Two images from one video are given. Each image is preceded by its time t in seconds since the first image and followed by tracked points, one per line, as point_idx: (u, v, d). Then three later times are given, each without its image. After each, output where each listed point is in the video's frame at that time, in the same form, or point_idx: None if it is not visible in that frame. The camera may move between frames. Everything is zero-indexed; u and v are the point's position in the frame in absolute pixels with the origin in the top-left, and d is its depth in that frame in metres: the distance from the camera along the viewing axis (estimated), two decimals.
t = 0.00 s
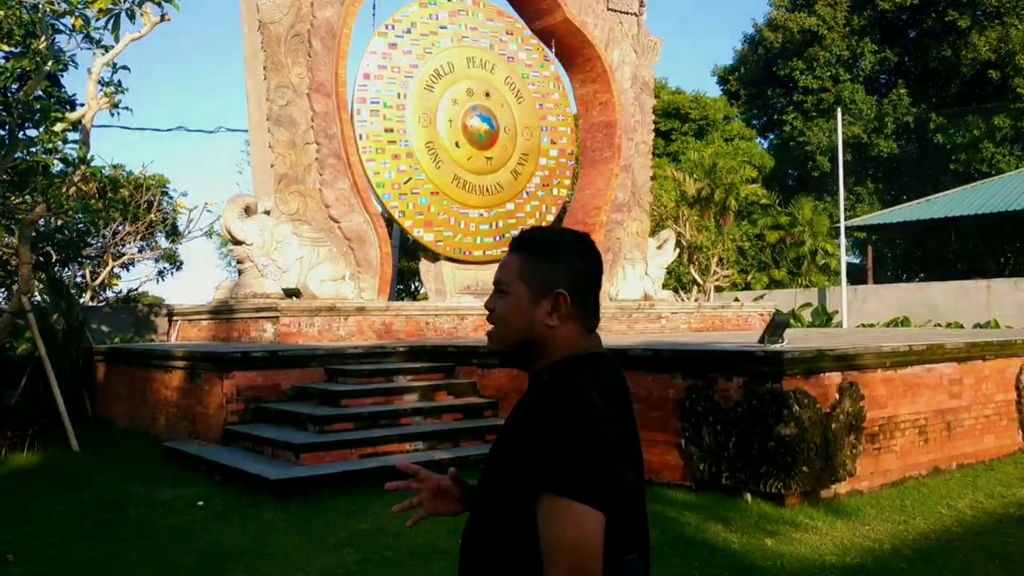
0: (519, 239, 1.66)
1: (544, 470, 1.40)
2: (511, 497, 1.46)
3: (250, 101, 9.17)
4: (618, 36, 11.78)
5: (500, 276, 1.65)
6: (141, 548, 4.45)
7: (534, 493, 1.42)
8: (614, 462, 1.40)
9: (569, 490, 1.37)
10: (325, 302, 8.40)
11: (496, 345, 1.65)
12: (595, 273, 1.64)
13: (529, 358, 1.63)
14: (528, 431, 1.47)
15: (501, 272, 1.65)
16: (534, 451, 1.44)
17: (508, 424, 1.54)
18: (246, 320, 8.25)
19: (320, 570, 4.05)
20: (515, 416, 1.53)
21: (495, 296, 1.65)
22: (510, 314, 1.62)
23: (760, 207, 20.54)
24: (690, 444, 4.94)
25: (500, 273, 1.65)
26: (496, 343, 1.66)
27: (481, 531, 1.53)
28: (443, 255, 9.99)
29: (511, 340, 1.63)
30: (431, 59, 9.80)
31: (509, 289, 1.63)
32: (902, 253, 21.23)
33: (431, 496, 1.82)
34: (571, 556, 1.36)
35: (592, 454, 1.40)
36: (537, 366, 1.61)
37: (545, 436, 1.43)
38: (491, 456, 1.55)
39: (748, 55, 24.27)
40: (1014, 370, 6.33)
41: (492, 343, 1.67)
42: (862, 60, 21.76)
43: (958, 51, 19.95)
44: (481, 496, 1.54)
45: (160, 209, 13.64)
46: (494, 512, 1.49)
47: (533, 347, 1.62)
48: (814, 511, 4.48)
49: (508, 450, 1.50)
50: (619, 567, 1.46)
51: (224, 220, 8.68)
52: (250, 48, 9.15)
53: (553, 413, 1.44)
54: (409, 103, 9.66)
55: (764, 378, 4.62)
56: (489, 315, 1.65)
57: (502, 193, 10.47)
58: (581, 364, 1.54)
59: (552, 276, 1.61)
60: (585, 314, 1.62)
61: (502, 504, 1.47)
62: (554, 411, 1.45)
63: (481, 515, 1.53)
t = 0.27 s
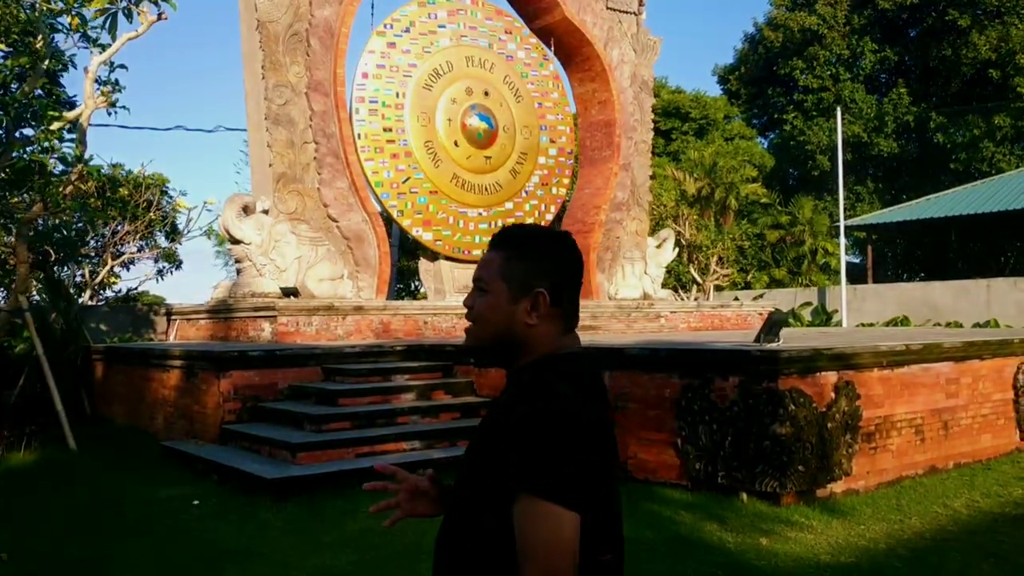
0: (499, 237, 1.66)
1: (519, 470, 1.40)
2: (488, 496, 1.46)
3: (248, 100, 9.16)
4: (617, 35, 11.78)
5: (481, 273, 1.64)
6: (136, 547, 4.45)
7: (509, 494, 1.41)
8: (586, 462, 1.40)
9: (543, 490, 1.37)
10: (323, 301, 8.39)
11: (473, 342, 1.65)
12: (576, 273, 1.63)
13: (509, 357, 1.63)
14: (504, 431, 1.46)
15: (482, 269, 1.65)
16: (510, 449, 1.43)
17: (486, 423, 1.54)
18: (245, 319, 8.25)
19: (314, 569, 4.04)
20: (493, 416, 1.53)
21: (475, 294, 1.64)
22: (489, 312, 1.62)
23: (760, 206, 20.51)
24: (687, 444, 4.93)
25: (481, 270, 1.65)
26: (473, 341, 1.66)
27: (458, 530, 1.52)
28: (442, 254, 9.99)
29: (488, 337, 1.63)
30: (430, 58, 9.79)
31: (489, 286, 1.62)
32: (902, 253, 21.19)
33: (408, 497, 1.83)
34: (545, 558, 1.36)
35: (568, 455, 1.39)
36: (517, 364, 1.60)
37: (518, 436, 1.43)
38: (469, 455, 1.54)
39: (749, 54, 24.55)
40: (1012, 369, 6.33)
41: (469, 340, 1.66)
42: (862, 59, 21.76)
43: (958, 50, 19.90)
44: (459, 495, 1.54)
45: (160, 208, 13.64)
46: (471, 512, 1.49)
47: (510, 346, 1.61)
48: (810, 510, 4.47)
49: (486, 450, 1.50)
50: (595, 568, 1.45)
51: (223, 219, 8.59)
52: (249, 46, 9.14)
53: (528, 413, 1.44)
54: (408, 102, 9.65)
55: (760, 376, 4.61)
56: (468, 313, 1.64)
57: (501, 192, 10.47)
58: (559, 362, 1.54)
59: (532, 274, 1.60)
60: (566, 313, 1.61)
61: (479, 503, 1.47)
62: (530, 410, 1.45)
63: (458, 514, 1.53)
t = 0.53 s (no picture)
0: (488, 229, 1.65)
1: (507, 465, 1.40)
2: (474, 489, 1.45)
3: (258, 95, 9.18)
4: (629, 29, 11.74)
5: (471, 266, 1.63)
6: (144, 540, 4.46)
7: (496, 490, 1.41)
8: (574, 463, 1.39)
9: (531, 487, 1.37)
10: (333, 296, 8.40)
11: (462, 337, 1.64)
12: (566, 266, 1.63)
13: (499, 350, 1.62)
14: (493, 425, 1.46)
15: (472, 262, 1.64)
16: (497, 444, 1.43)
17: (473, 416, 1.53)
18: (256, 313, 8.28)
19: (319, 562, 4.04)
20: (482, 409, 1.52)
21: (465, 287, 1.63)
22: (480, 306, 1.61)
23: (773, 202, 20.39)
24: (694, 439, 4.91)
25: (471, 263, 1.64)
26: (462, 333, 1.65)
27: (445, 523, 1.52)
28: (452, 249, 9.99)
29: (478, 333, 1.62)
30: (440, 53, 9.78)
31: (480, 280, 1.62)
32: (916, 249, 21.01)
33: (400, 490, 1.83)
34: (533, 555, 1.35)
35: (558, 450, 1.39)
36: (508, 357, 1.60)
37: (506, 431, 1.43)
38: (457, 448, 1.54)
39: (762, 49, 24.36)
40: None
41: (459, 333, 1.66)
42: (877, 54, 21.64)
43: (973, 45, 19.64)
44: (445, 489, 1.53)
45: (172, 203, 13.70)
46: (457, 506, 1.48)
47: (500, 340, 1.61)
48: (818, 507, 4.44)
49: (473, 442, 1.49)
50: (585, 563, 1.44)
51: (233, 214, 8.60)
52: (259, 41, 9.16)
53: (517, 409, 1.44)
54: (418, 97, 9.64)
55: (768, 372, 4.59)
56: (458, 306, 1.63)
57: (512, 187, 10.45)
58: (550, 359, 1.53)
59: (522, 267, 1.59)
60: (556, 308, 1.61)
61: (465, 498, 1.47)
62: (517, 405, 1.45)
63: (445, 508, 1.52)
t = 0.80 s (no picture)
0: (503, 216, 1.62)
1: (525, 453, 1.38)
2: (490, 482, 1.43)
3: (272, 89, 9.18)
4: (643, 23, 11.67)
5: (488, 253, 1.60)
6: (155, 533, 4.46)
7: (515, 478, 1.39)
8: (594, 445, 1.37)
9: (550, 473, 1.35)
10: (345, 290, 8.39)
11: (477, 327, 1.60)
12: (582, 255, 1.60)
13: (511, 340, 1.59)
14: (509, 415, 1.44)
15: (486, 249, 1.60)
16: (514, 432, 1.42)
17: (488, 409, 1.52)
18: (269, 307, 8.29)
19: (329, 556, 4.02)
20: (495, 402, 1.50)
21: (481, 275, 1.59)
22: (497, 294, 1.58)
23: (787, 197, 20.23)
24: (708, 436, 4.87)
25: (487, 251, 1.60)
26: (475, 323, 1.61)
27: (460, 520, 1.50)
28: (465, 244, 9.97)
29: (494, 321, 1.58)
30: (454, 47, 9.75)
31: (498, 268, 1.58)
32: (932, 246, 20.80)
33: (408, 482, 1.83)
34: (555, 546, 1.33)
35: (578, 438, 1.37)
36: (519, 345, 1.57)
37: (523, 418, 1.42)
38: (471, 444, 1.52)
39: (777, 43, 24.26)
40: None
41: (472, 322, 1.61)
42: (893, 49, 21.45)
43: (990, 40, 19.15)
44: (459, 485, 1.51)
45: (185, 197, 13.72)
46: (473, 501, 1.46)
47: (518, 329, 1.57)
48: (833, 504, 4.39)
49: (489, 435, 1.48)
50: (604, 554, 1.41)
51: (247, 209, 8.59)
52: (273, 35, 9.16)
53: (533, 396, 1.43)
54: (432, 91, 9.61)
55: (783, 368, 4.55)
56: (473, 294, 1.59)
57: (525, 181, 10.42)
58: (565, 343, 1.51)
59: (541, 255, 1.57)
60: (573, 298, 1.58)
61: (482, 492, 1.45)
62: (533, 393, 1.43)
63: (460, 505, 1.50)
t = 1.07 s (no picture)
0: (528, 216, 1.65)
1: (583, 453, 1.42)
2: (536, 492, 1.45)
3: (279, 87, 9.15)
4: (651, 21, 11.62)
5: (526, 257, 1.61)
6: (162, 533, 4.43)
7: (574, 484, 1.42)
8: (651, 441, 1.42)
9: (615, 471, 1.39)
10: (352, 288, 8.36)
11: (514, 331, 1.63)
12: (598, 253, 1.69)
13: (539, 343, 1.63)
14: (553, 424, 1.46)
15: (523, 252, 1.62)
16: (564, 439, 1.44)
17: (521, 420, 1.52)
18: (275, 306, 8.25)
19: (338, 557, 3.99)
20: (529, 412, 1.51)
21: (517, 277, 1.61)
22: (538, 295, 1.60)
23: (795, 195, 20.14)
24: (719, 436, 4.84)
25: (521, 255, 1.62)
26: (510, 325, 1.62)
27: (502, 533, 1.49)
28: (471, 242, 9.93)
29: (534, 325, 1.61)
30: (461, 45, 9.71)
31: (539, 271, 1.60)
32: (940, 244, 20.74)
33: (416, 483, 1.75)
34: (625, 540, 1.38)
35: (633, 433, 1.42)
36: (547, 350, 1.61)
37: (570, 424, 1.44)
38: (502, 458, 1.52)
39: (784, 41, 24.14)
40: None
41: (508, 326, 1.63)
42: (901, 46, 21.33)
43: (1001, 37, 19.13)
44: (492, 499, 1.51)
45: (192, 194, 13.70)
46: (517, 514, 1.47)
47: (558, 331, 1.62)
48: (846, 506, 4.35)
49: (528, 446, 1.48)
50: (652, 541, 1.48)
51: (253, 206, 8.54)
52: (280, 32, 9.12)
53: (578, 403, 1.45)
54: (438, 89, 9.57)
55: (796, 368, 4.51)
56: (512, 296, 1.60)
57: (532, 179, 10.38)
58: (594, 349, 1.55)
59: (576, 257, 1.63)
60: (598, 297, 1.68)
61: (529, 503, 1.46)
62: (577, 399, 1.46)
63: (496, 520, 1.50)
